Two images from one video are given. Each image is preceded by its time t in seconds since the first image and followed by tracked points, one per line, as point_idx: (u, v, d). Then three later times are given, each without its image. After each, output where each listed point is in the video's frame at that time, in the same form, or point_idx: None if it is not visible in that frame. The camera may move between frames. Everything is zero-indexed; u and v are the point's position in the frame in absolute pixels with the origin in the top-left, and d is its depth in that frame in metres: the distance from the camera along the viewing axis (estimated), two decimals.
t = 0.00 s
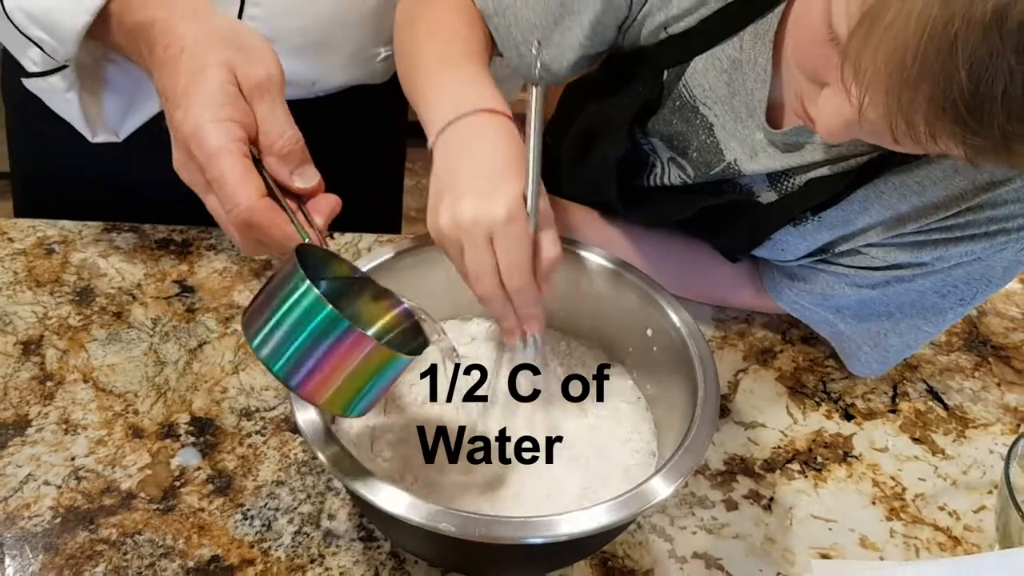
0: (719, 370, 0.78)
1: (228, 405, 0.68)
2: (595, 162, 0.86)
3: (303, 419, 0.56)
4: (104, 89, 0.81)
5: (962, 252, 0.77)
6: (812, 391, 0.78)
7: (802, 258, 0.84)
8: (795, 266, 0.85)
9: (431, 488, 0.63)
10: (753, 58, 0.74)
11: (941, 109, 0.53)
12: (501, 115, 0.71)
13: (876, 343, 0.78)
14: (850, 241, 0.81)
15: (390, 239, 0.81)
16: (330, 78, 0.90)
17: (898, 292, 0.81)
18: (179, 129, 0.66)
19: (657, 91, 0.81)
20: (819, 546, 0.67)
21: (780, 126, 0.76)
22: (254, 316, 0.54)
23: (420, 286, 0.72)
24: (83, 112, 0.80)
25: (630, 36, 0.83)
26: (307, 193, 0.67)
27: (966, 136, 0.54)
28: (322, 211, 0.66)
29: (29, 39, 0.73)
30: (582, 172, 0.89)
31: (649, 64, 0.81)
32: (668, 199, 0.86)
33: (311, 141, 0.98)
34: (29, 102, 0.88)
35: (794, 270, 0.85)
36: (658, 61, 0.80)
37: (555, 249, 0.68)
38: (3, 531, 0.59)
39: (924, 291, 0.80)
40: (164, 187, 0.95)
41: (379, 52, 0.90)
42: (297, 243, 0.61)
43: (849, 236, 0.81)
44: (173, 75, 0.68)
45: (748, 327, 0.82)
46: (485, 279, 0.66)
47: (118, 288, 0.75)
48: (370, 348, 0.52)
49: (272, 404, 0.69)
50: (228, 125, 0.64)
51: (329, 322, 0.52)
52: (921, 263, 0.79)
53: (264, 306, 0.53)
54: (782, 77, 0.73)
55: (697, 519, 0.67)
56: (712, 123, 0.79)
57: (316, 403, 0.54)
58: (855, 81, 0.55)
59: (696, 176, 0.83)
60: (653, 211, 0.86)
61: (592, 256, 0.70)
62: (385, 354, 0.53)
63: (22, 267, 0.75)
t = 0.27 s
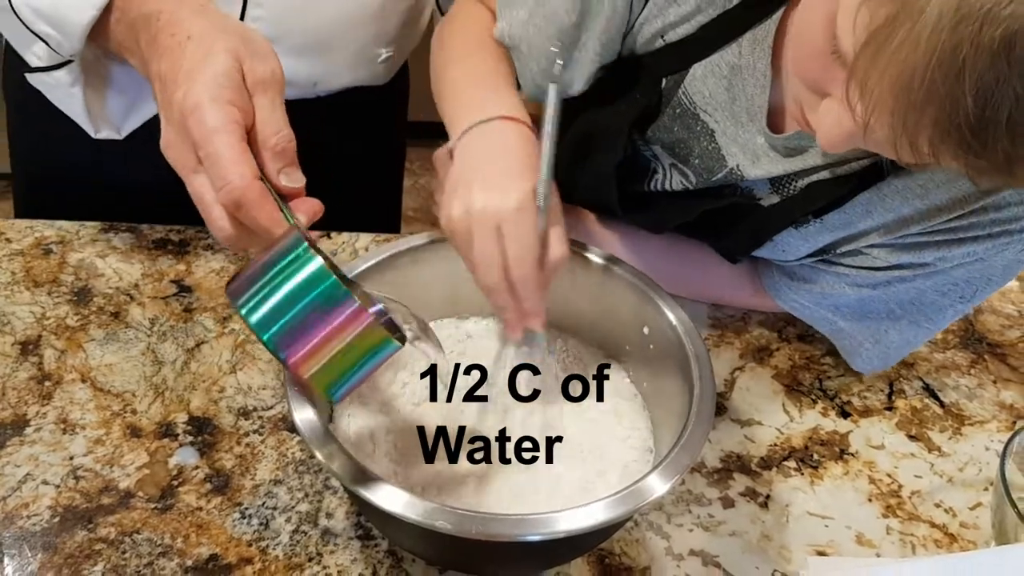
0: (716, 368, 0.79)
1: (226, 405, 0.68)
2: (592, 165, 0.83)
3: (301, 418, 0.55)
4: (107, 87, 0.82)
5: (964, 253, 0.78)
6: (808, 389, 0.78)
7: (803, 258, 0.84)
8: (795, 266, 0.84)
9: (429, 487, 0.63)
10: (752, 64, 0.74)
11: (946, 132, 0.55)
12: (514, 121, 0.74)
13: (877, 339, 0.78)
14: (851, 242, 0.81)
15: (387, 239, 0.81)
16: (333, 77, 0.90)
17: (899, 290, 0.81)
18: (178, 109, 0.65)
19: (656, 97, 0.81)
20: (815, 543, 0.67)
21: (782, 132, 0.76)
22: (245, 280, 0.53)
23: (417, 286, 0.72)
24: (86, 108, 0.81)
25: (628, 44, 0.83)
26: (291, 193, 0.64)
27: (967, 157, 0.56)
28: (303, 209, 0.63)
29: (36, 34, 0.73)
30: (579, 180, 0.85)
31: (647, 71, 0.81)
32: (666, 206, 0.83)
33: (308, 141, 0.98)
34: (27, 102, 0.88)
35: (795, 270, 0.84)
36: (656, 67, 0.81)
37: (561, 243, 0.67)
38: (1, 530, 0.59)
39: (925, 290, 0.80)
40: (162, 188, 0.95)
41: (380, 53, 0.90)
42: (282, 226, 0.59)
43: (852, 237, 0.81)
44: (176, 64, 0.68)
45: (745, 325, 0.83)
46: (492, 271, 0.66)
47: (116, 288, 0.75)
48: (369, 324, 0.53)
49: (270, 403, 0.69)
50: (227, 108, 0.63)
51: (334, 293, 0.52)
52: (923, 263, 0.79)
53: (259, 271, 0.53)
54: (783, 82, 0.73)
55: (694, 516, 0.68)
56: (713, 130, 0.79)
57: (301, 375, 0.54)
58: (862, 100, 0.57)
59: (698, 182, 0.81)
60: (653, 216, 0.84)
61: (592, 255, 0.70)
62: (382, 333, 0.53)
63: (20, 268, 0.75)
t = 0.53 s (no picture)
0: (711, 366, 0.79)
1: (223, 403, 0.68)
2: (592, 170, 0.83)
3: (297, 416, 0.56)
4: (108, 84, 0.82)
5: (962, 259, 0.78)
6: (804, 387, 0.78)
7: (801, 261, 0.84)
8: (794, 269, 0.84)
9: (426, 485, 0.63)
10: (753, 68, 0.74)
11: (956, 157, 0.54)
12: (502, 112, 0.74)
13: (874, 338, 0.79)
14: (851, 246, 0.82)
15: (384, 238, 0.81)
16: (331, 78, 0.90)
17: (897, 293, 0.81)
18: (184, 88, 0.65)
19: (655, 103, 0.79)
20: (810, 541, 0.67)
21: (784, 135, 0.76)
22: (251, 241, 0.53)
23: (414, 285, 0.72)
24: (87, 104, 0.81)
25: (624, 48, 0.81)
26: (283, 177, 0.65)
27: (978, 181, 0.55)
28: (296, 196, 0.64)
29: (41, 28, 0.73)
30: (579, 184, 0.85)
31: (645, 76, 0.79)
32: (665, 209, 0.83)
33: (306, 142, 0.98)
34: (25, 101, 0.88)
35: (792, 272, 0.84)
36: (654, 73, 0.79)
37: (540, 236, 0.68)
38: None
39: (923, 293, 0.80)
40: (159, 186, 0.95)
41: (378, 55, 0.90)
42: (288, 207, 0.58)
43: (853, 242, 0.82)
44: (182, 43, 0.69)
45: (740, 324, 0.83)
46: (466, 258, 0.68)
47: (114, 287, 0.75)
48: (378, 287, 0.54)
49: (267, 402, 0.69)
50: (234, 88, 0.64)
51: (347, 252, 0.53)
52: (923, 268, 0.80)
53: (271, 231, 0.53)
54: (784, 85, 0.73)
55: (690, 514, 0.68)
56: (714, 134, 0.77)
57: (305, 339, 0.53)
58: (872, 122, 0.56)
59: (697, 186, 0.80)
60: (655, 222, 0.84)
61: (581, 251, 0.71)
62: (388, 300, 0.55)
63: (17, 267, 0.75)
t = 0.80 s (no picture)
0: (710, 365, 0.79)
1: (224, 404, 0.69)
2: (595, 172, 0.84)
3: (298, 416, 0.56)
4: (115, 91, 0.80)
5: (958, 263, 0.77)
6: (802, 385, 0.79)
7: (800, 262, 0.84)
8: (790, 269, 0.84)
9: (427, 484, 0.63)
10: (754, 70, 0.72)
11: (957, 172, 0.54)
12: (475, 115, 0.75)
13: (870, 337, 0.79)
14: (846, 248, 0.82)
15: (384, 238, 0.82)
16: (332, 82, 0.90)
17: (893, 295, 0.81)
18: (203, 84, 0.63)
19: (656, 104, 0.77)
20: (810, 539, 0.68)
21: (784, 137, 0.75)
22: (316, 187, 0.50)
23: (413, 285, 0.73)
24: (95, 112, 0.79)
25: (628, 46, 0.77)
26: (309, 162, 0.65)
27: (979, 195, 0.55)
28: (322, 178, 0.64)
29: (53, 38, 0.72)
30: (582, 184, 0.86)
31: (645, 78, 0.77)
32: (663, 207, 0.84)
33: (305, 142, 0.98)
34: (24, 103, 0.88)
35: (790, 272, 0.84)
36: (654, 75, 0.77)
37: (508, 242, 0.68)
38: (2, 530, 0.60)
39: (918, 296, 0.80)
40: (159, 188, 0.95)
41: (379, 59, 0.90)
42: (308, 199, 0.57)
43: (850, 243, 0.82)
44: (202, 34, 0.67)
45: (739, 323, 0.83)
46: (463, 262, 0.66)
47: (114, 289, 0.75)
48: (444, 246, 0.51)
49: (268, 403, 0.69)
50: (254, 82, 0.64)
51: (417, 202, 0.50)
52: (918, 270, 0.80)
53: (342, 180, 0.50)
54: (785, 88, 0.71)
55: (689, 512, 0.68)
56: (714, 135, 0.77)
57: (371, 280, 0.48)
58: (875, 132, 0.56)
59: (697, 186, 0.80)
60: (656, 224, 0.84)
61: (574, 248, 0.71)
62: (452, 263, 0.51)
63: (18, 269, 0.75)
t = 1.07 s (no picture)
0: (708, 365, 0.79)
1: (223, 406, 0.69)
2: (595, 173, 0.84)
3: (297, 419, 0.56)
4: (108, 104, 0.81)
5: (958, 261, 0.79)
6: (800, 385, 0.79)
7: (797, 262, 0.84)
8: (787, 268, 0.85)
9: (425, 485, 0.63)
10: (757, 69, 0.72)
11: (966, 171, 0.54)
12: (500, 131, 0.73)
13: (866, 337, 0.79)
14: (844, 247, 0.82)
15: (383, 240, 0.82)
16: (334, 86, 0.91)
17: (891, 293, 0.81)
18: (206, 109, 0.65)
19: (658, 103, 0.78)
20: (808, 538, 0.68)
21: (785, 135, 0.75)
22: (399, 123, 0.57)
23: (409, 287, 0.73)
24: (88, 123, 0.80)
25: (629, 45, 0.79)
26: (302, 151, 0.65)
27: (987, 196, 0.55)
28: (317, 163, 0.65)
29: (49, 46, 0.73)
30: (581, 186, 0.86)
31: (648, 78, 0.78)
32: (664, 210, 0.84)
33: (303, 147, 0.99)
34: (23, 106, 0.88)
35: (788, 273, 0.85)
36: (657, 75, 0.78)
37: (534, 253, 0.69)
38: (3, 533, 0.60)
39: (916, 294, 0.81)
40: (157, 192, 0.96)
41: (379, 63, 0.91)
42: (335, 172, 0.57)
43: (849, 243, 0.82)
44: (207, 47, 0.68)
45: (737, 323, 0.83)
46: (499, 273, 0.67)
47: (114, 292, 0.75)
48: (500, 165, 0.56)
49: (267, 404, 0.69)
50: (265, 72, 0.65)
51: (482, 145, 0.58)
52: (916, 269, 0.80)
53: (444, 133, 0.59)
54: (789, 87, 0.72)
55: (688, 512, 0.69)
56: (716, 133, 0.76)
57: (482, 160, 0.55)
58: (884, 132, 0.55)
59: (697, 185, 0.80)
60: (658, 225, 0.84)
61: (577, 253, 0.71)
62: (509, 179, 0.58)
63: (17, 272, 0.76)
